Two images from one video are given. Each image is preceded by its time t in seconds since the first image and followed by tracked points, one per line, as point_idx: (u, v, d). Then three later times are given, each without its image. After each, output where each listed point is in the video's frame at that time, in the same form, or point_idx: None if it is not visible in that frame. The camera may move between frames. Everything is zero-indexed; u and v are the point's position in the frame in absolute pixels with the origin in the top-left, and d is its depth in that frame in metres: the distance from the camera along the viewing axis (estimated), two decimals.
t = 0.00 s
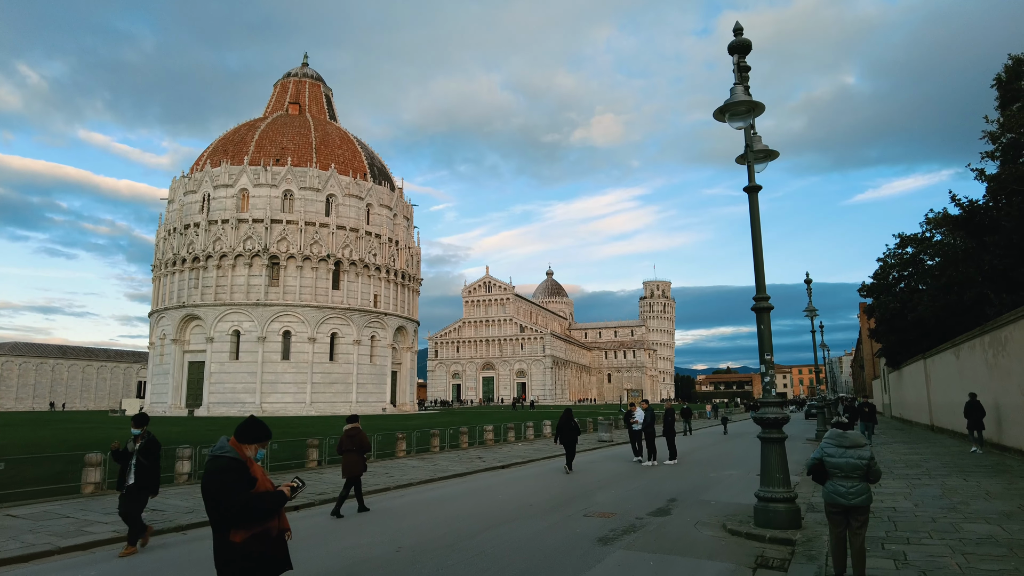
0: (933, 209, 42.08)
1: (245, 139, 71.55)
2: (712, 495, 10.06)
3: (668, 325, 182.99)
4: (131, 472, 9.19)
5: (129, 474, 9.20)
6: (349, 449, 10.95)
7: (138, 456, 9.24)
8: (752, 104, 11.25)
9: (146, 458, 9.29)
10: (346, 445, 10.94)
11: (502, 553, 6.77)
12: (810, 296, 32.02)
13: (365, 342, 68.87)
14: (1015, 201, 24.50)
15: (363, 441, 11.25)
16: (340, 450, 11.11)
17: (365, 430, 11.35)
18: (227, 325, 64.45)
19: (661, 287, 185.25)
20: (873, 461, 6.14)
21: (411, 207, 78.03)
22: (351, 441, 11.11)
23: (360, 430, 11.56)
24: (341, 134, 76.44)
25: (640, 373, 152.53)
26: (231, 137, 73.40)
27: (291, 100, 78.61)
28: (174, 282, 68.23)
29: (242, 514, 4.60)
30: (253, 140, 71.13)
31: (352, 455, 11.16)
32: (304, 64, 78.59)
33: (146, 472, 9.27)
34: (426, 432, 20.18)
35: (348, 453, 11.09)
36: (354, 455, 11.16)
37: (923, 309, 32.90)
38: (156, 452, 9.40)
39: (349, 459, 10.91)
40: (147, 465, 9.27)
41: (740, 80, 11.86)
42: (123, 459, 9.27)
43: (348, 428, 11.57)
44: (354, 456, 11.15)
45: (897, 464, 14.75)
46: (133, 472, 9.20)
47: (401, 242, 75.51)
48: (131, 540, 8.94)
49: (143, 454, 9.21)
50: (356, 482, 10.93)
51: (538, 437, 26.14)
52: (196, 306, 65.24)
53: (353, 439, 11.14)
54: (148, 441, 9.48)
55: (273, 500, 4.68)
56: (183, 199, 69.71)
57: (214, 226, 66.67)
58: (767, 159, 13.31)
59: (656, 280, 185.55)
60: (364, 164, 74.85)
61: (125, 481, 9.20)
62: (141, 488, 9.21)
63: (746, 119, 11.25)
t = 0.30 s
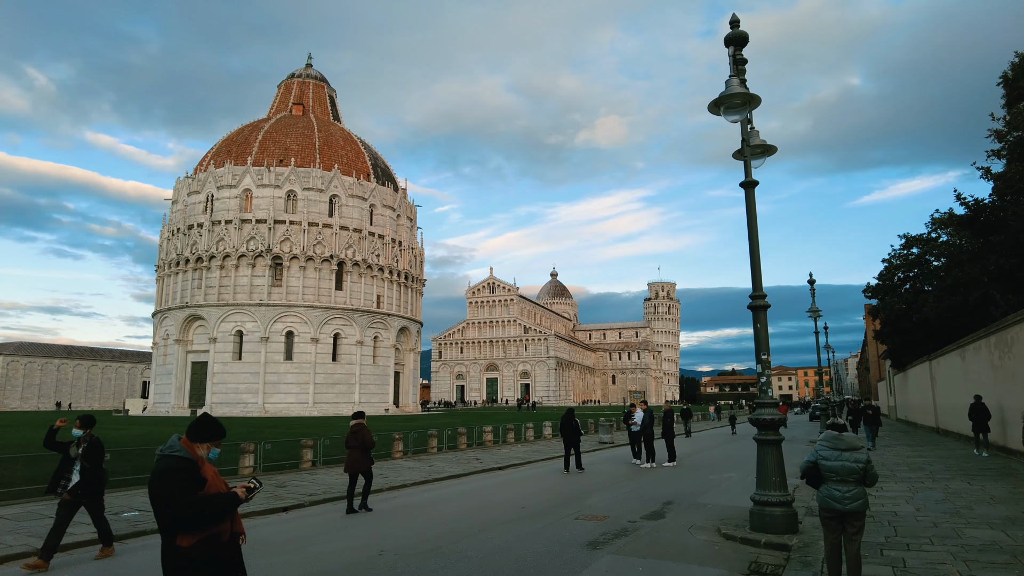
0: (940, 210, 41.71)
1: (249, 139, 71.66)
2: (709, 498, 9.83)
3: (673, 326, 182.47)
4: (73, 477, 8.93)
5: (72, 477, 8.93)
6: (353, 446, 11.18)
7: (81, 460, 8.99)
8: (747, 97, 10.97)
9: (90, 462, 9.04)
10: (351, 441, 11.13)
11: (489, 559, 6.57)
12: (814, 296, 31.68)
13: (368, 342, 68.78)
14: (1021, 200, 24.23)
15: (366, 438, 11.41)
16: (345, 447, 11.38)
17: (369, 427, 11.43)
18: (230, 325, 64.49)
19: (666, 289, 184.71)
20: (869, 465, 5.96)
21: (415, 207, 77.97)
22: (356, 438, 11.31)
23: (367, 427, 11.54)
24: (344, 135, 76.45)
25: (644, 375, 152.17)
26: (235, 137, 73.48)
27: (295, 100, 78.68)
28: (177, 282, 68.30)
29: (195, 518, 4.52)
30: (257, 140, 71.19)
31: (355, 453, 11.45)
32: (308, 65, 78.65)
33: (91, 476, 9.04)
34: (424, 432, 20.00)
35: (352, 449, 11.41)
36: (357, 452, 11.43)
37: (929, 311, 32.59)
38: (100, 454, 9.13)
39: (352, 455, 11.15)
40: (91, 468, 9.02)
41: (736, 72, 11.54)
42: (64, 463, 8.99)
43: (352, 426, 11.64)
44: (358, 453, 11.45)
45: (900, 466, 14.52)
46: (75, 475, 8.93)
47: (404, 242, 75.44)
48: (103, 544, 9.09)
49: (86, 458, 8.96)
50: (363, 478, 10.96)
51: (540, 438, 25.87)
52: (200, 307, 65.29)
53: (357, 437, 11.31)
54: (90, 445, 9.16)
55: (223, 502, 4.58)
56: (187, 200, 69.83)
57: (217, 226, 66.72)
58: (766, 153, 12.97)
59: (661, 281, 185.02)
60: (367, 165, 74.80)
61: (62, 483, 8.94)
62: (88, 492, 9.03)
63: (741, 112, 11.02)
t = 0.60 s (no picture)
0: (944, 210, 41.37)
1: (251, 138, 71.63)
2: (704, 502, 9.62)
3: (676, 326, 182.02)
4: None
5: None
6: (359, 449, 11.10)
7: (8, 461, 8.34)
8: (742, 91, 10.71)
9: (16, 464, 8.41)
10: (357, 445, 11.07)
11: (473, 567, 6.38)
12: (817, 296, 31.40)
13: (370, 342, 68.65)
14: None
15: (372, 441, 11.36)
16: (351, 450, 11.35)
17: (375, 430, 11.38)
18: (232, 324, 64.43)
19: (670, 289, 184.21)
20: (862, 473, 5.78)
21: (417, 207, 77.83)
22: (362, 442, 11.26)
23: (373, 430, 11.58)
24: (347, 134, 76.36)
25: (647, 375, 151.82)
26: (237, 137, 73.42)
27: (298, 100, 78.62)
28: (179, 281, 68.26)
29: (134, 529, 4.37)
30: (259, 139, 71.15)
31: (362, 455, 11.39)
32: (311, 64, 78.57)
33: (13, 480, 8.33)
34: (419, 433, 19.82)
35: (358, 452, 11.34)
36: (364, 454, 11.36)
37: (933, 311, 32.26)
38: (30, 457, 8.58)
39: (357, 458, 11.12)
40: (17, 470, 8.37)
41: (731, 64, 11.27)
42: None
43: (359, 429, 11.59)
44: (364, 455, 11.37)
45: (901, 470, 14.25)
46: None
47: (406, 241, 75.30)
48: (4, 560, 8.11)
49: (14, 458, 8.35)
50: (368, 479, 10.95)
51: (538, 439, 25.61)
52: (201, 305, 65.24)
53: (363, 440, 11.25)
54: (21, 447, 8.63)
55: (164, 511, 4.46)
56: (189, 199, 69.81)
57: (219, 225, 66.68)
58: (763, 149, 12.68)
59: (664, 282, 184.52)
60: (369, 164, 74.69)
61: None
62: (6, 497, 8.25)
63: (735, 106, 10.82)
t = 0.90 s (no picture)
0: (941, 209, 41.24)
1: (248, 137, 71.44)
2: (691, 503, 9.45)
3: (675, 326, 181.95)
4: None
5: None
6: (358, 444, 11.20)
7: None
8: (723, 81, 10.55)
9: None
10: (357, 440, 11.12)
11: (449, 566, 6.25)
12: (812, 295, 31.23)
13: (366, 342, 68.46)
14: (1022, 197, 23.82)
15: (372, 436, 11.43)
16: (349, 445, 11.38)
17: (376, 425, 11.44)
18: (228, 324, 64.25)
19: (668, 289, 184.10)
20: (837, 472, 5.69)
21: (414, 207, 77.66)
22: (362, 436, 11.31)
23: (372, 427, 11.52)
24: (344, 133, 76.20)
25: (645, 375, 151.78)
26: (234, 136, 73.20)
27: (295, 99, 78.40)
28: (176, 280, 68.06)
29: (50, 530, 4.29)
30: (256, 138, 70.96)
31: (360, 450, 11.44)
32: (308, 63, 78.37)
33: None
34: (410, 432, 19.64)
35: (356, 447, 11.40)
36: (362, 449, 11.38)
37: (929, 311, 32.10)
38: None
39: (358, 453, 11.19)
40: None
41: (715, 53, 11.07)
42: None
43: (358, 423, 11.66)
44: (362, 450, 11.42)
45: (893, 469, 14.08)
46: None
47: (403, 241, 75.15)
48: None
49: None
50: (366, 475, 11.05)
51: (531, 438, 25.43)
52: (198, 305, 65.07)
53: (364, 434, 11.34)
54: None
55: (89, 512, 4.38)
56: (185, 198, 69.58)
57: (216, 224, 66.53)
58: (748, 143, 12.47)
59: (663, 282, 184.41)
60: (367, 163, 74.54)
61: None
62: None
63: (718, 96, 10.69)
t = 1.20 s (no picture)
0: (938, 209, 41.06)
1: (243, 139, 71.24)
2: (676, 509, 9.27)
3: (673, 328, 181.81)
4: None
5: None
6: (356, 449, 11.19)
7: None
8: (704, 78, 10.36)
9: None
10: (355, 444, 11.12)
11: None
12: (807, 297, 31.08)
13: (363, 344, 68.21)
14: (1016, 197, 23.68)
15: (368, 440, 11.40)
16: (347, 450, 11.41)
17: (371, 430, 11.40)
18: (223, 326, 64.02)
19: (667, 291, 183.88)
20: (812, 482, 5.61)
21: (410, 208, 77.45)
22: (359, 441, 11.28)
23: (368, 430, 11.60)
24: (340, 135, 76.02)
25: (643, 377, 151.66)
26: (229, 138, 73.02)
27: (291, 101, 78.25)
28: (171, 283, 67.79)
29: None
30: (251, 141, 70.75)
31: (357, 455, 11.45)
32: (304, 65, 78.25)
33: None
34: (399, 436, 19.41)
35: (354, 452, 11.41)
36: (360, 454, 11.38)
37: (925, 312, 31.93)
38: None
39: (356, 457, 11.19)
40: None
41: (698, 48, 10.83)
42: None
43: (354, 428, 11.62)
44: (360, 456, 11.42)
45: (886, 473, 13.91)
46: None
47: (399, 242, 74.95)
48: None
49: None
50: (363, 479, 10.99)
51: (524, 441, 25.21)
52: (193, 308, 64.79)
53: (359, 439, 11.31)
54: None
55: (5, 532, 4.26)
56: (180, 200, 69.39)
57: (211, 227, 66.28)
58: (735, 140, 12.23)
59: (661, 283, 184.25)
60: (362, 165, 74.36)
61: None
62: None
63: (699, 94, 10.46)
